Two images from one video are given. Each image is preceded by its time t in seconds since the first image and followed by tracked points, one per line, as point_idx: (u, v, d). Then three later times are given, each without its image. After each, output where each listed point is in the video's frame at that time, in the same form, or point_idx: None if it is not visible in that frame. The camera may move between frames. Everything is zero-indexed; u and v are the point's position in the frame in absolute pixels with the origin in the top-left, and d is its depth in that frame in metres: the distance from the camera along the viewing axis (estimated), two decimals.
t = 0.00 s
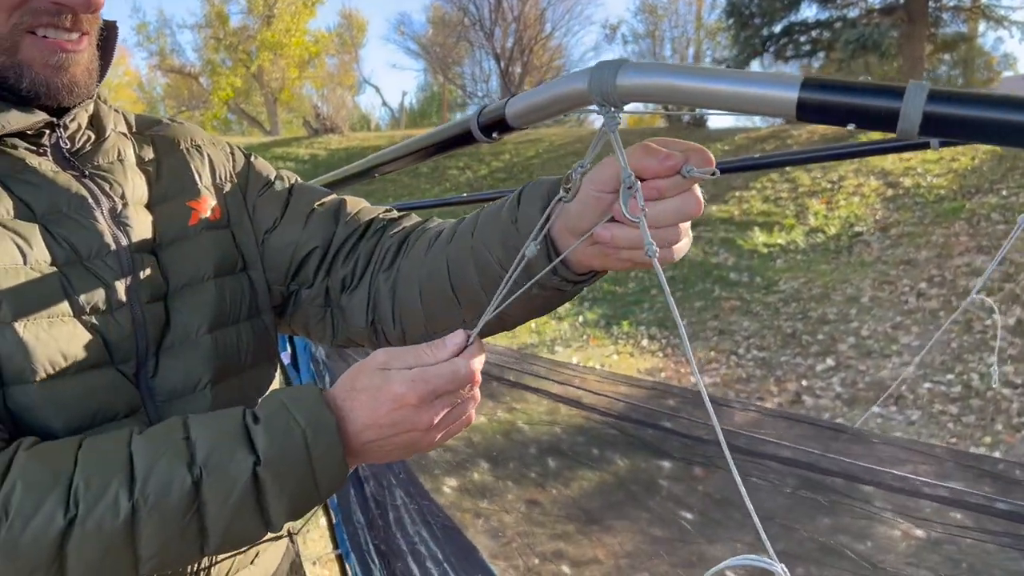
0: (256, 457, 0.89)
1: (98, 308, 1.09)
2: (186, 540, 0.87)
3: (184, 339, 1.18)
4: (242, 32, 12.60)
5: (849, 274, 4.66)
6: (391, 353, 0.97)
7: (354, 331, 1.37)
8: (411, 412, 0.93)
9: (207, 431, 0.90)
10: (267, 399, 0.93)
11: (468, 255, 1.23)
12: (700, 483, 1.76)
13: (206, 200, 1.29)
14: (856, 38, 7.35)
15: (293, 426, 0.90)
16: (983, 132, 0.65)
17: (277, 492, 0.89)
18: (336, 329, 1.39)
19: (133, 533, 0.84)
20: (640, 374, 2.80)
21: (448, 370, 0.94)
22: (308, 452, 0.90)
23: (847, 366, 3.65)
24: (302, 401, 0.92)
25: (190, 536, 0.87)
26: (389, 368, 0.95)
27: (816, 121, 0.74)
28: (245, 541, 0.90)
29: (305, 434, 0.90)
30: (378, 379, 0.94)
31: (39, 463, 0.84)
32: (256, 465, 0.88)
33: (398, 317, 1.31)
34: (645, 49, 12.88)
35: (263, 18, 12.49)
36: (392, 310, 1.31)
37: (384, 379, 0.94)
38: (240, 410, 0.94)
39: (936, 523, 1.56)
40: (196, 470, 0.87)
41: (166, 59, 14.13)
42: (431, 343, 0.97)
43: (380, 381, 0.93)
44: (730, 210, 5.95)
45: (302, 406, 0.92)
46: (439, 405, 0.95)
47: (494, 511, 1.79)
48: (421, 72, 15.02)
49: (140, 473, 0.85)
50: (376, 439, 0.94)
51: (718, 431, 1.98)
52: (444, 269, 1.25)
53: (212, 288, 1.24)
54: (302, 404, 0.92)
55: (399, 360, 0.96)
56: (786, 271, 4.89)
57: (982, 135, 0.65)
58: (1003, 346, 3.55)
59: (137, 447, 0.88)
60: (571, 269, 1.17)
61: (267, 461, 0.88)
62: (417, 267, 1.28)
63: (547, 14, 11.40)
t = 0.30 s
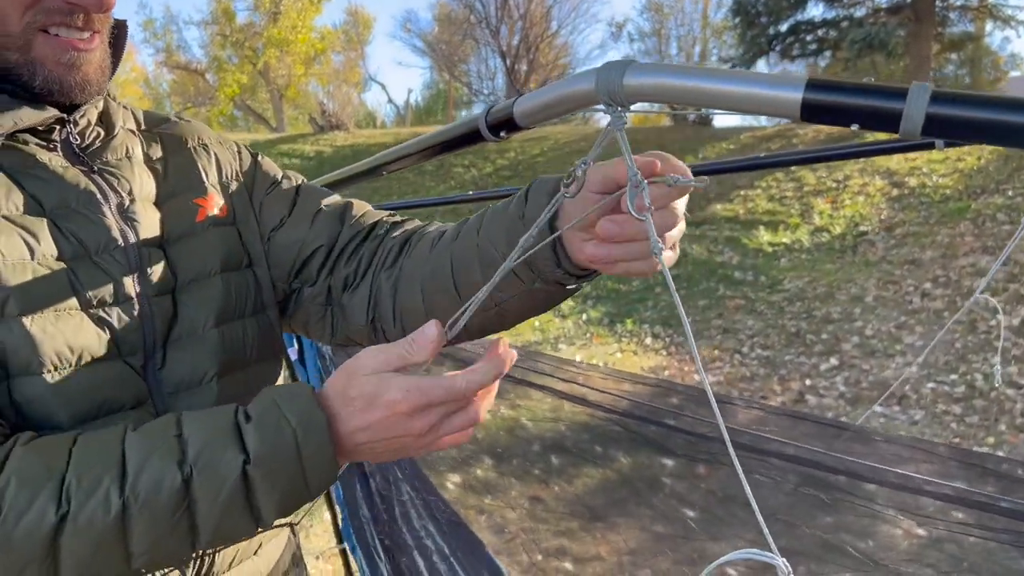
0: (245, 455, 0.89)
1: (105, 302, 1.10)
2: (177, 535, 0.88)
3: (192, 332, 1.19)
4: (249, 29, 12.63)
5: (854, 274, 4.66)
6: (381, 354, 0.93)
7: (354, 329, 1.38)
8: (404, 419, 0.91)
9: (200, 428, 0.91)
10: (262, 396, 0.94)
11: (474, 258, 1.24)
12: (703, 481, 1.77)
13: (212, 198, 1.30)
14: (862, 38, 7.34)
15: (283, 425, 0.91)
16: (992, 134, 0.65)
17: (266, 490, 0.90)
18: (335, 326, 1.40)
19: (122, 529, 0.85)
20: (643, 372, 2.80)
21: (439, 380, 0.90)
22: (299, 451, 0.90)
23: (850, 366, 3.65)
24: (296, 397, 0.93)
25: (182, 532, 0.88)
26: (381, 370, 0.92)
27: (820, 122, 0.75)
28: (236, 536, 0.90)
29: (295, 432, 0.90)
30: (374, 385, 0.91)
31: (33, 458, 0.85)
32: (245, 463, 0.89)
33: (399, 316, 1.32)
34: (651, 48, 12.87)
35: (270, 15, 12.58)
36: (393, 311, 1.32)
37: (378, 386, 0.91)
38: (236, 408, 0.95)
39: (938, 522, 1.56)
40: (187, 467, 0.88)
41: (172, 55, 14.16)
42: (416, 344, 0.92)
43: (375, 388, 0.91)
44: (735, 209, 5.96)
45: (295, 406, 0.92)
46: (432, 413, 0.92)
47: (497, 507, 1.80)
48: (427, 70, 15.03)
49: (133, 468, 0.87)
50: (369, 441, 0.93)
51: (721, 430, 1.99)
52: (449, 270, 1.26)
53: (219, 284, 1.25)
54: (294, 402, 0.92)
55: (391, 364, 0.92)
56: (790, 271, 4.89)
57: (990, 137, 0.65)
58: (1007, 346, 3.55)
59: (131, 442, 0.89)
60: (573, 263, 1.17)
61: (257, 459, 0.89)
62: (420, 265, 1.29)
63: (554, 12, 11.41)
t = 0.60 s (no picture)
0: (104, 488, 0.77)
1: (94, 300, 1.11)
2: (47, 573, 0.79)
3: (190, 332, 1.21)
4: (253, 25, 12.65)
5: (856, 273, 4.66)
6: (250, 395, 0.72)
7: (342, 356, 1.36)
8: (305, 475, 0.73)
9: (74, 448, 0.80)
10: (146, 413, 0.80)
11: (487, 294, 1.26)
12: (702, 481, 1.78)
13: (216, 205, 1.32)
14: (867, 36, 7.32)
15: (150, 454, 0.77)
16: (973, 134, 0.66)
17: (135, 528, 0.77)
18: (321, 351, 1.38)
19: None
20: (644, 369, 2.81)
21: (339, 432, 0.70)
22: (166, 482, 0.76)
23: (852, 365, 3.65)
24: (172, 417, 0.77)
25: (51, 568, 0.79)
26: (260, 420, 0.72)
27: (802, 119, 0.76)
28: (110, 572, 0.79)
29: (161, 460, 0.76)
30: (260, 439, 0.72)
31: None
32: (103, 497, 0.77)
33: (391, 348, 1.32)
34: (656, 45, 12.86)
35: (275, 11, 12.58)
36: (389, 341, 1.33)
37: (265, 444, 0.72)
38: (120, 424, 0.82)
39: (936, 522, 1.57)
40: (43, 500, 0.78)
41: (178, 51, 14.18)
42: (289, 391, 0.70)
43: (262, 444, 0.72)
44: (738, 208, 5.96)
45: (167, 435, 0.76)
46: (338, 466, 0.72)
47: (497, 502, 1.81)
48: (432, 66, 15.03)
49: None
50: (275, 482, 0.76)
51: (721, 429, 1.99)
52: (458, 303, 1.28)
53: (217, 290, 1.27)
54: (165, 424, 0.77)
55: (270, 414, 0.72)
56: (793, 269, 4.89)
57: (972, 137, 0.66)
58: (1009, 345, 3.55)
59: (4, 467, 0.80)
60: (582, 316, 1.20)
61: (114, 494, 0.76)
62: (426, 301, 1.32)
63: (558, 10, 11.40)
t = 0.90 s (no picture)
0: (65, 494, 0.78)
1: (103, 288, 1.12)
2: (10, 572, 0.80)
3: (198, 322, 1.22)
4: (257, 19, 12.64)
5: (857, 271, 4.67)
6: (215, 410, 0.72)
7: (330, 359, 1.40)
8: (262, 492, 0.73)
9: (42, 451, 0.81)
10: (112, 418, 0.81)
11: (463, 305, 1.30)
12: (702, 476, 1.79)
13: (224, 202, 1.33)
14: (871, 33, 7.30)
15: (110, 461, 0.78)
16: (954, 122, 0.67)
17: (95, 533, 0.79)
18: (316, 356, 1.41)
19: None
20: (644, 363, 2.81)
21: (296, 451, 0.71)
22: (123, 487, 0.77)
23: (852, 362, 3.66)
24: (133, 423, 0.78)
25: (16, 568, 0.81)
26: (219, 434, 0.72)
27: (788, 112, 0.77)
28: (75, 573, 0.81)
29: (120, 465, 0.77)
30: (218, 453, 0.72)
31: None
32: (64, 503, 0.78)
33: (376, 355, 1.37)
34: (659, 42, 12.85)
35: (278, 6, 12.57)
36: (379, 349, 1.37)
37: (223, 458, 0.72)
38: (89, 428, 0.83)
39: (934, 519, 1.57)
40: (7, 503, 0.79)
41: (181, 45, 14.18)
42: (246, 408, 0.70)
43: (220, 458, 0.72)
44: (741, 205, 5.96)
45: (127, 442, 0.77)
46: (295, 484, 0.72)
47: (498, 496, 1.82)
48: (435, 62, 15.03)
49: None
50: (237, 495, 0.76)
51: (723, 425, 2.00)
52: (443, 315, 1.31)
53: (223, 283, 1.27)
54: (126, 429, 0.78)
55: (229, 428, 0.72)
56: (795, 266, 4.90)
57: (951, 126, 0.67)
58: (1009, 343, 3.55)
59: None
60: (553, 316, 1.22)
61: (74, 498, 0.78)
62: (412, 308, 1.36)
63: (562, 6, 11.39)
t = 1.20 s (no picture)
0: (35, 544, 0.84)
1: (112, 277, 1.13)
2: None
3: (202, 312, 1.24)
4: (257, 13, 12.61)
5: (856, 266, 4.68)
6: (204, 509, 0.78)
7: (309, 363, 1.48)
8: None
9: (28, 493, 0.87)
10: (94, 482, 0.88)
11: (431, 320, 1.35)
12: (699, 468, 1.80)
13: (230, 194, 1.35)
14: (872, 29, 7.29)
15: (83, 526, 0.84)
16: (937, 113, 0.68)
17: None
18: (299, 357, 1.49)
19: None
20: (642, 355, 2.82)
21: (269, 564, 0.78)
22: (90, 555, 0.83)
23: (849, 357, 3.68)
24: (114, 492, 0.85)
25: None
26: (199, 530, 0.79)
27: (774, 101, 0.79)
28: None
29: (92, 535, 0.83)
30: (192, 547, 0.79)
31: None
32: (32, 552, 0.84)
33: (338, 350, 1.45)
34: (660, 37, 12.84)
35: None
36: (359, 360, 1.44)
37: (201, 549, 0.79)
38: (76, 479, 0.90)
39: (929, 511, 1.59)
40: None
41: (181, 38, 14.15)
42: (226, 516, 0.76)
43: (197, 548, 0.79)
44: (740, 200, 5.97)
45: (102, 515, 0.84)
46: None
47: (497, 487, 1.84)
48: (436, 56, 15.02)
49: None
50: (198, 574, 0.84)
51: (720, 418, 2.02)
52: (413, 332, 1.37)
53: (228, 274, 1.29)
54: (105, 498, 0.84)
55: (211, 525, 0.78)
56: (794, 261, 4.91)
57: (933, 116, 0.69)
58: (1006, 339, 3.57)
59: None
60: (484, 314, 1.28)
61: (41, 556, 0.83)
62: (374, 307, 1.43)
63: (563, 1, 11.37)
